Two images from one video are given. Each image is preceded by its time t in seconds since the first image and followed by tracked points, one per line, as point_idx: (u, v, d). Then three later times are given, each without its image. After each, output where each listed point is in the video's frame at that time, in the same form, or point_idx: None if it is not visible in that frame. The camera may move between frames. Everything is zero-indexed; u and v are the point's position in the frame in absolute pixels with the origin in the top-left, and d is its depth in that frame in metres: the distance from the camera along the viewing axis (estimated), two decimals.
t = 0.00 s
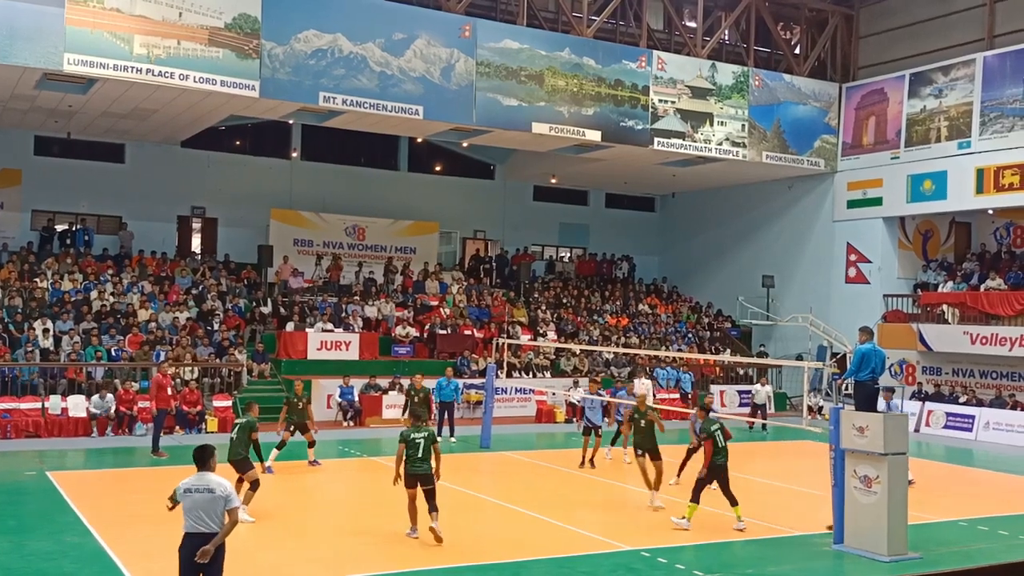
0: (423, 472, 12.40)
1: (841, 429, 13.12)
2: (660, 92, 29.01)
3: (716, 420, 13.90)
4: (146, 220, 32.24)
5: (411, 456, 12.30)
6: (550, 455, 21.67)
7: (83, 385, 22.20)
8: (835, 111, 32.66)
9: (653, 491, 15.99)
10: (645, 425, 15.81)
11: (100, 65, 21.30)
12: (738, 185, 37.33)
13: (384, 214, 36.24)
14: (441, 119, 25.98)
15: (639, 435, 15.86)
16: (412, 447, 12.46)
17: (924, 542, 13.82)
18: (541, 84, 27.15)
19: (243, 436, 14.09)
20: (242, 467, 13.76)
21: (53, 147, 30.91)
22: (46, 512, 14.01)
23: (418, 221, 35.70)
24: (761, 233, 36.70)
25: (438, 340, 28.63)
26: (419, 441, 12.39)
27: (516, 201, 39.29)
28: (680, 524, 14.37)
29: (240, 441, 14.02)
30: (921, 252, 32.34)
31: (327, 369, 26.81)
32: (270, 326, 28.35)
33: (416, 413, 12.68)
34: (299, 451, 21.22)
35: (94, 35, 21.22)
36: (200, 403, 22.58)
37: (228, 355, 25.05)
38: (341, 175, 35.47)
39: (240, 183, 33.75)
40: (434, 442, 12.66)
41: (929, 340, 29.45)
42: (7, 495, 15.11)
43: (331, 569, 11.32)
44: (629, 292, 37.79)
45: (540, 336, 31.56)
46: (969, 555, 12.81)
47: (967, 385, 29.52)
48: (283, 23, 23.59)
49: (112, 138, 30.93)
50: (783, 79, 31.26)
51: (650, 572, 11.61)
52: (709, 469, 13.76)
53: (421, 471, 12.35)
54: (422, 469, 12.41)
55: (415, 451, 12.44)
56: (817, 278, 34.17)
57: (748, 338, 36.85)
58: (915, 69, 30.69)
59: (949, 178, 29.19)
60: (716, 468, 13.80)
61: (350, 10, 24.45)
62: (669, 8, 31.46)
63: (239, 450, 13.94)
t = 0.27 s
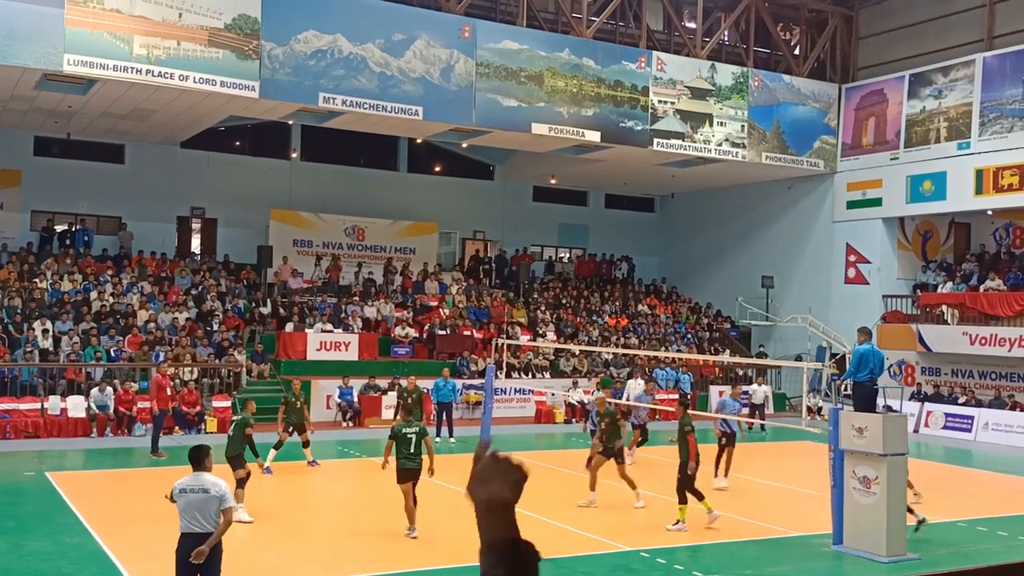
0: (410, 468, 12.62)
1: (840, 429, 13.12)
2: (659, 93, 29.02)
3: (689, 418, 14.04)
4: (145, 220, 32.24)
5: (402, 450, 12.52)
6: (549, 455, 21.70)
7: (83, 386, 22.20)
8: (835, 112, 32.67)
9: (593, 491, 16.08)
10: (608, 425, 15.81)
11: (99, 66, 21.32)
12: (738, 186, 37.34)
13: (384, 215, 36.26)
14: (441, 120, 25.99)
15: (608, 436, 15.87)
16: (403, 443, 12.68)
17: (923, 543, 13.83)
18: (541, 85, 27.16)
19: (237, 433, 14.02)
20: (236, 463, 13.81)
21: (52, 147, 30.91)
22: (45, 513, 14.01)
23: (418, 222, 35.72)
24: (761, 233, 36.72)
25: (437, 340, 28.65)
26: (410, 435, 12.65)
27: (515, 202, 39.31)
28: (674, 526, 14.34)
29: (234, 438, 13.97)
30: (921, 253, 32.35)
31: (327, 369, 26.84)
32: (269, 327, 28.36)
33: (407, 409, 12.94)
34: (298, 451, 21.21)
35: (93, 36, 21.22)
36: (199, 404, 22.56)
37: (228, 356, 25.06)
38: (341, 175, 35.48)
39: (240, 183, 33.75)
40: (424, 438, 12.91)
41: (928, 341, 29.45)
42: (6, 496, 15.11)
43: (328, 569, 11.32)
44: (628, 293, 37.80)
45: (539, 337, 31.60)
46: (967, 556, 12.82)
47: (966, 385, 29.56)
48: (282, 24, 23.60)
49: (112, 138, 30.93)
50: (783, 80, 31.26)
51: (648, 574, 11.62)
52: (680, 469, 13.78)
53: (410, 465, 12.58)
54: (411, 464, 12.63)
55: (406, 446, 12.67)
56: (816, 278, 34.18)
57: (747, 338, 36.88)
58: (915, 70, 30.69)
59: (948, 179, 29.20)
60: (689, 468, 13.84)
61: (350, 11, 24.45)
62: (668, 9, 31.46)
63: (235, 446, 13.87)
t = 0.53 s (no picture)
0: (399, 465, 12.91)
1: (839, 428, 13.13)
2: (659, 91, 29.02)
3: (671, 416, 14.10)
4: (144, 219, 32.23)
5: (391, 448, 12.79)
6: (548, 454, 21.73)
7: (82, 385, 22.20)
8: (834, 110, 32.68)
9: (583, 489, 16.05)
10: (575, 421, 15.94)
11: (98, 64, 21.31)
12: (737, 185, 37.36)
13: (383, 213, 36.26)
14: (440, 119, 25.99)
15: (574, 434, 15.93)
16: (393, 441, 12.97)
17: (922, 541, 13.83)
18: (540, 83, 27.15)
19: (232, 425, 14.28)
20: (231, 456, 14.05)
21: (51, 146, 30.90)
22: (44, 512, 14.00)
23: (417, 220, 35.72)
24: (760, 232, 36.74)
25: (436, 339, 28.67)
26: (400, 433, 12.93)
27: (514, 200, 39.31)
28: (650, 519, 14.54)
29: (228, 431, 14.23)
30: (920, 251, 32.37)
31: (324, 367, 26.82)
32: (269, 326, 28.36)
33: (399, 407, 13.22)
34: (297, 450, 21.21)
35: (92, 34, 21.21)
36: (197, 403, 22.53)
37: (227, 355, 25.07)
38: (340, 174, 35.47)
39: (239, 182, 33.74)
40: (414, 436, 13.20)
41: (927, 339, 29.45)
42: (6, 495, 15.11)
43: (326, 568, 11.31)
44: (627, 291, 37.82)
45: (538, 335, 31.64)
46: (966, 554, 12.83)
47: (965, 384, 29.61)
48: (282, 23, 23.59)
49: (111, 137, 30.91)
50: (782, 78, 31.26)
51: (648, 572, 11.63)
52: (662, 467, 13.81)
53: (399, 462, 12.87)
54: (400, 461, 12.92)
55: (396, 444, 12.95)
56: (815, 277, 34.19)
57: (746, 337, 36.90)
58: (914, 68, 30.70)
59: (947, 178, 29.21)
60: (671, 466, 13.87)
61: (348, 9, 24.44)
62: (668, 7, 31.47)
63: (230, 438, 14.14)
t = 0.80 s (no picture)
0: (393, 459, 13.19)
1: (839, 428, 13.12)
2: (658, 91, 29.02)
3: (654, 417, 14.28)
4: (143, 219, 32.21)
5: (384, 445, 13.05)
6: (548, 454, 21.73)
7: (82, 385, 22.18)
8: (833, 110, 32.69)
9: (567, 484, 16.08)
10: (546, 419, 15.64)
11: (98, 64, 21.31)
12: (737, 184, 37.36)
13: (383, 214, 36.26)
14: (439, 119, 25.98)
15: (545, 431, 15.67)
16: (386, 436, 13.21)
17: (923, 541, 13.83)
18: (539, 83, 27.16)
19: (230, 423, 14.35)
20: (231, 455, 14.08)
21: (50, 146, 30.89)
22: (44, 512, 13.99)
23: (416, 220, 35.72)
24: (759, 232, 36.74)
25: (436, 339, 28.68)
26: (393, 429, 13.16)
27: (514, 200, 39.30)
28: (633, 518, 14.58)
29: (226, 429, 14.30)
30: (919, 251, 32.37)
31: (323, 367, 26.80)
32: (268, 326, 28.36)
33: (392, 403, 13.41)
34: (297, 450, 21.18)
35: (91, 34, 21.20)
36: (197, 402, 22.51)
37: (227, 355, 25.06)
38: (339, 174, 35.47)
39: (238, 182, 33.73)
40: (407, 431, 13.43)
41: (927, 339, 29.45)
42: (6, 495, 15.09)
43: (326, 568, 11.28)
44: (627, 291, 37.83)
45: (538, 335, 31.66)
46: (967, 554, 12.82)
47: (965, 384, 29.64)
48: (281, 23, 23.58)
49: (110, 137, 30.89)
50: (781, 78, 31.26)
51: (648, 571, 11.63)
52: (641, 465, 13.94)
53: (391, 458, 13.14)
54: (394, 457, 13.22)
55: (389, 439, 13.20)
56: (815, 277, 34.19)
57: (746, 337, 36.90)
58: (913, 68, 30.70)
59: (946, 177, 29.22)
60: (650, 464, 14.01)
61: (347, 9, 24.43)
62: (667, 7, 31.47)
63: (229, 438, 14.20)
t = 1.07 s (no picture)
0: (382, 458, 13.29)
1: (839, 428, 13.13)
2: (658, 91, 29.02)
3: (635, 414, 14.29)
4: (144, 219, 32.22)
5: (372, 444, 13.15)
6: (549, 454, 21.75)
7: (82, 385, 22.18)
8: (833, 110, 32.68)
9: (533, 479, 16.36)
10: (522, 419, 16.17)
11: (98, 64, 21.32)
12: (737, 184, 37.36)
13: (383, 213, 36.27)
14: (439, 118, 25.99)
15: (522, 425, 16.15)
16: (374, 436, 13.33)
17: (922, 541, 13.84)
18: (540, 83, 27.16)
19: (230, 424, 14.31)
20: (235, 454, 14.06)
21: (51, 145, 30.90)
22: (44, 512, 14.00)
23: (416, 220, 35.74)
24: (759, 231, 36.75)
25: (436, 339, 28.72)
26: (381, 429, 13.26)
27: (514, 200, 39.31)
28: (633, 518, 14.58)
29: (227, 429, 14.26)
30: (919, 251, 32.37)
31: (323, 366, 26.79)
32: (268, 326, 28.38)
33: (380, 404, 13.53)
34: (297, 450, 21.19)
35: (91, 34, 21.21)
36: (197, 402, 22.51)
37: (226, 354, 25.07)
38: (340, 174, 35.48)
39: (238, 181, 33.73)
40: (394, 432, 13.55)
41: (927, 339, 29.46)
42: (6, 495, 15.10)
43: (326, 568, 11.29)
44: (626, 291, 37.84)
45: (538, 335, 31.70)
46: (967, 553, 12.84)
47: (964, 383, 29.68)
48: (281, 23, 23.58)
49: (110, 136, 30.90)
50: (781, 77, 31.26)
51: (648, 571, 11.65)
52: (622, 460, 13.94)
53: (380, 458, 13.23)
54: (382, 457, 13.30)
55: (377, 439, 13.30)
56: (815, 277, 34.19)
57: (746, 337, 36.92)
58: (913, 68, 30.69)
59: (946, 177, 29.22)
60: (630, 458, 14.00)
61: (347, 9, 24.43)
62: (667, 7, 31.46)
63: (231, 437, 14.17)
